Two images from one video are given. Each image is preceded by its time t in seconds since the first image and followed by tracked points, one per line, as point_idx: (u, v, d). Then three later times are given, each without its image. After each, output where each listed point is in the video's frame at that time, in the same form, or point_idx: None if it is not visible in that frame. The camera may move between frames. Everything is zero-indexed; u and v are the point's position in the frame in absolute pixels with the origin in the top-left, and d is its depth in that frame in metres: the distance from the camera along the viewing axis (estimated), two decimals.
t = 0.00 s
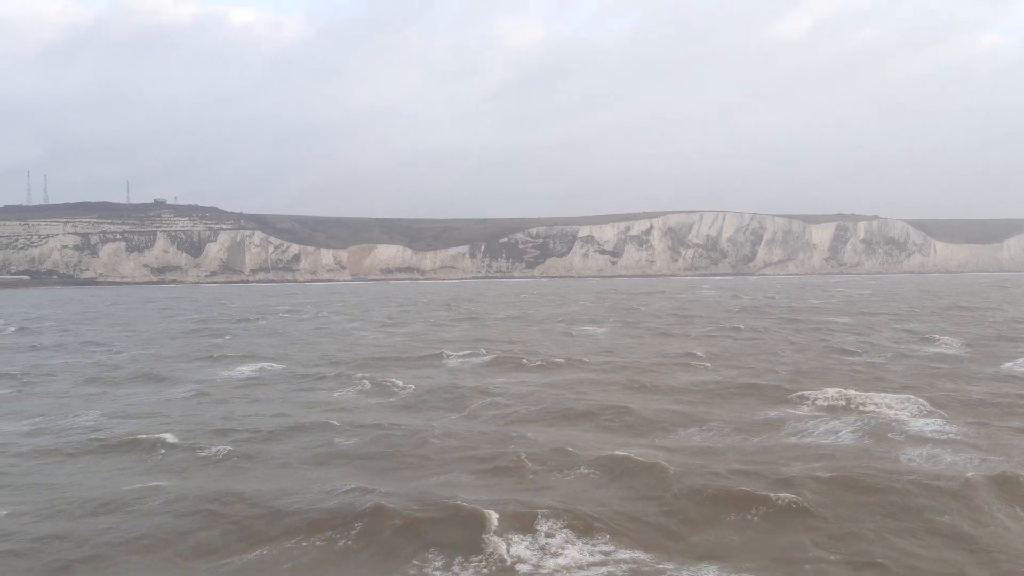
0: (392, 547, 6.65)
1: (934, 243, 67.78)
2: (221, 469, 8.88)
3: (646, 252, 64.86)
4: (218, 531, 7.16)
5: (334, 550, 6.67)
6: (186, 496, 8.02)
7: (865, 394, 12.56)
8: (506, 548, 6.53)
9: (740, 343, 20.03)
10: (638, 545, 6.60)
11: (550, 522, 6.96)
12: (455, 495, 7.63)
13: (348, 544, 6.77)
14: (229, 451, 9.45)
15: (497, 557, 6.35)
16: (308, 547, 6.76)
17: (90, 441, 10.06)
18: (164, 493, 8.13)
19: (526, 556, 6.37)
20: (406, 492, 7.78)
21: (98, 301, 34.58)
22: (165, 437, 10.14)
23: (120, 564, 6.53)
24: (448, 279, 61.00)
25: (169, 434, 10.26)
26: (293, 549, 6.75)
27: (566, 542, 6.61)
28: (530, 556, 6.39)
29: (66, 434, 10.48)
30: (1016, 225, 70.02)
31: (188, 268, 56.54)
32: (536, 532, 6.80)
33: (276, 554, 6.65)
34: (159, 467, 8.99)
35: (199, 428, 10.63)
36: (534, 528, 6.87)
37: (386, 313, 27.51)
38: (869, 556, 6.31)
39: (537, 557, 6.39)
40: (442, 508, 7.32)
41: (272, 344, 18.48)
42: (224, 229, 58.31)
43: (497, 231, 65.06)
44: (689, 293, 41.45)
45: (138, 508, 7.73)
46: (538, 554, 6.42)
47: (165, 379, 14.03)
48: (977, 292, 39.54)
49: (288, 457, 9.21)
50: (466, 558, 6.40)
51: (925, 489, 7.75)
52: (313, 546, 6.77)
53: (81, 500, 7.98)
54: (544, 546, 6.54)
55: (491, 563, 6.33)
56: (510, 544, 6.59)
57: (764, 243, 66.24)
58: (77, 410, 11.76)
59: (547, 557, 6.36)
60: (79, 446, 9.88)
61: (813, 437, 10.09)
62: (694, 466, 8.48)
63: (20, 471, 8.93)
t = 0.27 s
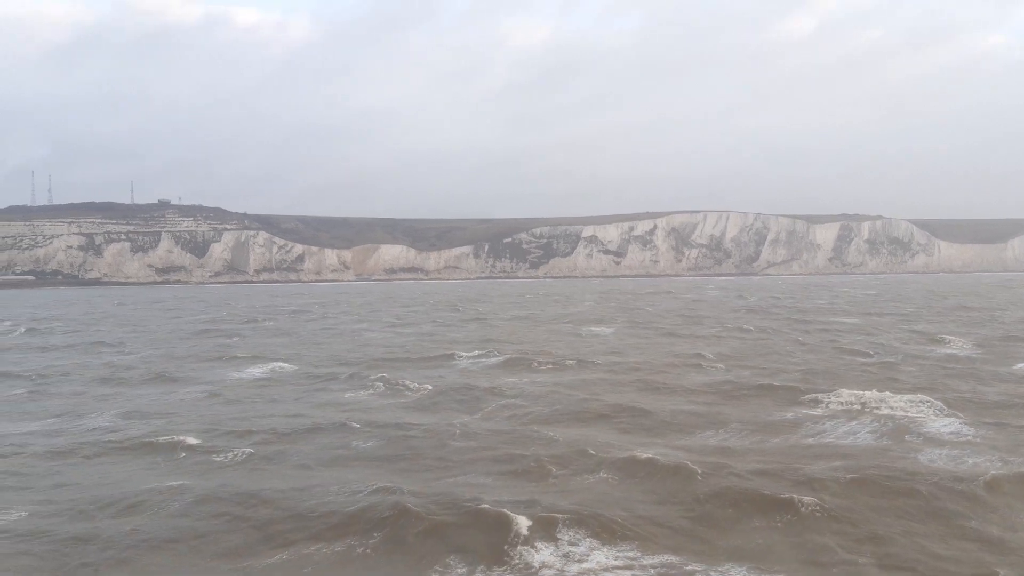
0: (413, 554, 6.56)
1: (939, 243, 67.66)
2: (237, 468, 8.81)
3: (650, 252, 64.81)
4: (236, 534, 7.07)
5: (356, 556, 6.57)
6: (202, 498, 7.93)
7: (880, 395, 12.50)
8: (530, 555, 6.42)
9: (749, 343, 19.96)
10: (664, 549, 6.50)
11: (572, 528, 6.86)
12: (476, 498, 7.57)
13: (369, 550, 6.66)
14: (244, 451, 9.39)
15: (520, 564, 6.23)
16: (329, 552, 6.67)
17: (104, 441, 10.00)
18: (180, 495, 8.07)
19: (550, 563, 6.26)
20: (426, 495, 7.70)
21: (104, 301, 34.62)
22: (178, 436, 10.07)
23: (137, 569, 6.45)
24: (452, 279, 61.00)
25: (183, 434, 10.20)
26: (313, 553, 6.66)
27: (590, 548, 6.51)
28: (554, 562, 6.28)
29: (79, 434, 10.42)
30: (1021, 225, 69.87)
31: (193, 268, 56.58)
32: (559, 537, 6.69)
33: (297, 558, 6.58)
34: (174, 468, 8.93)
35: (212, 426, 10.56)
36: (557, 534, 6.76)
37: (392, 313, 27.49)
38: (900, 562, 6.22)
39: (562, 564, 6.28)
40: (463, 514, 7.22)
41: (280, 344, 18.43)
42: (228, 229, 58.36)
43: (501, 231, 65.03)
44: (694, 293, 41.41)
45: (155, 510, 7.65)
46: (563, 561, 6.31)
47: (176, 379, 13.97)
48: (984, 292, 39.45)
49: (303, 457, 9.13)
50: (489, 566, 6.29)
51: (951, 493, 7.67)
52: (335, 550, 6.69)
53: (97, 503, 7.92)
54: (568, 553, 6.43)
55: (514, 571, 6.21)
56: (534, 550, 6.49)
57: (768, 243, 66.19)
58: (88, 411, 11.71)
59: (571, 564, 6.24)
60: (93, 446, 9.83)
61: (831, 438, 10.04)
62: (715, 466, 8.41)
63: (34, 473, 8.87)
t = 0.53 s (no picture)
0: (432, 550, 6.24)
1: (942, 243, 67.56)
2: (244, 461, 8.52)
3: (653, 253, 64.77)
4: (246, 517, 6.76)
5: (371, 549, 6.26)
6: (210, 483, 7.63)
7: (896, 397, 12.31)
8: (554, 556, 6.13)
9: (758, 343, 19.76)
10: (692, 553, 6.24)
11: (596, 529, 6.59)
12: (495, 496, 7.32)
13: (384, 544, 6.36)
14: (253, 448, 9.13)
15: (543, 568, 5.93)
16: (343, 544, 6.36)
17: (109, 432, 9.74)
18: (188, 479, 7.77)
19: (575, 565, 6.00)
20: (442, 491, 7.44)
21: (109, 301, 34.61)
22: (185, 433, 9.82)
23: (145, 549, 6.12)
24: (455, 279, 60.99)
25: (190, 430, 9.96)
26: (326, 544, 6.36)
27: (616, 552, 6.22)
28: (578, 567, 5.98)
29: (83, 424, 10.17)
30: None
31: (196, 268, 56.60)
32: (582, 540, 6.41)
33: (310, 548, 6.26)
34: (180, 456, 8.65)
35: (220, 426, 10.33)
36: (580, 536, 6.47)
37: (396, 313, 27.32)
38: (936, 570, 6.05)
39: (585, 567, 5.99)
40: (482, 511, 6.93)
41: (286, 345, 18.24)
42: (231, 230, 58.32)
43: (504, 231, 64.97)
44: (698, 293, 41.39)
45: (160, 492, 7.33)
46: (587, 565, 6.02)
47: (182, 380, 13.76)
48: (989, 292, 39.38)
49: (314, 455, 8.89)
50: (510, 567, 6.01)
51: (981, 502, 7.48)
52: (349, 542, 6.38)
53: (102, 485, 7.61)
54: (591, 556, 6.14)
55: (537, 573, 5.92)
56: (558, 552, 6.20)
57: (771, 243, 66.15)
58: (92, 404, 11.47)
59: (597, 569, 5.95)
60: (97, 435, 9.56)
61: (851, 439, 9.85)
62: (737, 468, 8.21)
63: (36, 458, 8.59)
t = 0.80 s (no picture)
0: (445, 547, 5.90)
1: (945, 242, 67.45)
2: (253, 464, 8.28)
3: (655, 252, 64.66)
4: (262, 515, 6.52)
5: (379, 552, 5.85)
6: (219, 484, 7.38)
7: (917, 395, 11.96)
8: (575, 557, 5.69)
9: (768, 342, 19.46)
10: (723, 551, 5.80)
11: (621, 528, 6.13)
12: (510, 495, 6.95)
13: (394, 546, 5.94)
14: (260, 450, 8.87)
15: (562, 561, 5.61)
16: (350, 547, 5.96)
17: (112, 431, 9.47)
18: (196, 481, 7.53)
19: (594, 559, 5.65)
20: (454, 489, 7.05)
21: (112, 301, 34.50)
22: (190, 433, 9.56)
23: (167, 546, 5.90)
24: (457, 279, 60.87)
25: (195, 430, 9.69)
26: (334, 546, 5.97)
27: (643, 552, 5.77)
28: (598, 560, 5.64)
29: (87, 422, 9.92)
30: None
31: (198, 267, 56.52)
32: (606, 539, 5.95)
33: (322, 548, 5.95)
34: (187, 458, 8.39)
35: (225, 425, 10.05)
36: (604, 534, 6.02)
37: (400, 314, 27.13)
38: (978, 559, 5.78)
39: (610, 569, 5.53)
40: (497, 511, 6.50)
41: (290, 346, 17.99)
42: (233, 230, 58.22)
43: (507, 231, 64.86)
44: (702, 293, 41.25)
45: (172, 492, 7.11)
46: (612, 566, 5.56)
47: (185, 374, 13.49)
48: (993, 292, 39.26)
49: (323, 458, 8.63)
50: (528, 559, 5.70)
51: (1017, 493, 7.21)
52: (358, 544, 5.99)
53: (108, 486, 7.35)
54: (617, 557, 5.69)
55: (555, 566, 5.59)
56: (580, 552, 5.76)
57: (774, 243, 66.02)
58: (95, 400, 11.21)
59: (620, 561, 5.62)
60: (101, 435, 9.31)
61: (876, 436, 9.46)
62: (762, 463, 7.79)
63: (39, 458, 8.33)
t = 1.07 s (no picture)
0: (469, 543, 5.64)
1: (947, 242, 67.47)
2: (268, 459, 8.05)
3: (658, 252, 64.63)
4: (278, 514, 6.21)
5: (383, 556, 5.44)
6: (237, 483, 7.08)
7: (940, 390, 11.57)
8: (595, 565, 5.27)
9: (779, 339, 19.13)
10: (751, 557, 5.39)
11: (641, 537, 5.71)
12: (523, 495, 6.54)
13: (399, 551, 5.53)
14: (269, 446, 8.55)
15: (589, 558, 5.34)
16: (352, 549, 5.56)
17: (119, 433, 9.18)
18: (214, 479, 7.22)
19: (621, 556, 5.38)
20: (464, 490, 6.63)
21: (115, 301, 34.41)
22: (197, 432, 9.24)
23: (190, 544, 5.61)
24: (459, 279, 60.80)
25: (201, 430, 9.37)
26: (338, 548, 5.59)
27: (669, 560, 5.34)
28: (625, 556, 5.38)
29: (91, 424, 9.64)
30: None
31: (200, 268, 56.44)
32: (627, 547, 5.53)
33: (344, 541, 5.70)
34: (195, 456, 8.10)
35: (230, 422, 9.72)
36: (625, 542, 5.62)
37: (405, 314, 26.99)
38: None
39: None
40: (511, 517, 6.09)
41: (294, 346, 17.71)
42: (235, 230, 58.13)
43: (509, 231, 64.79)
44: (706, 293, 41.18)
45: (187, 490, 6.81)
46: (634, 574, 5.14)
47: (188, 373, 13.20)
48: (997, 292, 39.21)
49: (332, 458, 8.28)
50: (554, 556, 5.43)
51: None
52: (364, 547, 5.60)
53: (118, 484, 7.06)
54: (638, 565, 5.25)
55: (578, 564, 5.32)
56: (599, 560, 5.34)
57: (776, 243, 65.96)
58: (98, 401, 10.91)
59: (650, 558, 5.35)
60: (113, 433, 9.11)
61: (904, 433, 9.05)
62: (785, 464, 7.38)
63: (45, 458, 8.03)
